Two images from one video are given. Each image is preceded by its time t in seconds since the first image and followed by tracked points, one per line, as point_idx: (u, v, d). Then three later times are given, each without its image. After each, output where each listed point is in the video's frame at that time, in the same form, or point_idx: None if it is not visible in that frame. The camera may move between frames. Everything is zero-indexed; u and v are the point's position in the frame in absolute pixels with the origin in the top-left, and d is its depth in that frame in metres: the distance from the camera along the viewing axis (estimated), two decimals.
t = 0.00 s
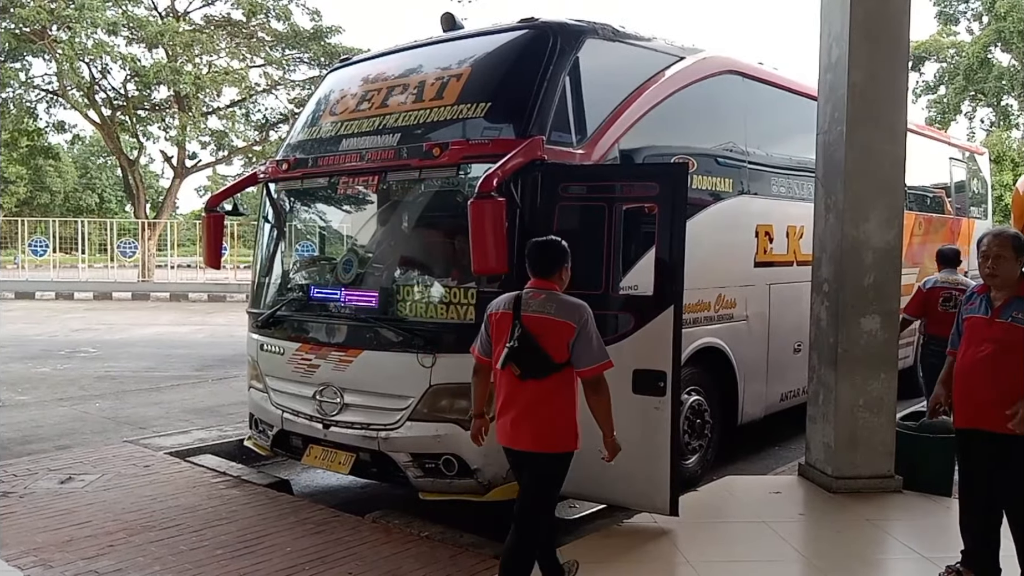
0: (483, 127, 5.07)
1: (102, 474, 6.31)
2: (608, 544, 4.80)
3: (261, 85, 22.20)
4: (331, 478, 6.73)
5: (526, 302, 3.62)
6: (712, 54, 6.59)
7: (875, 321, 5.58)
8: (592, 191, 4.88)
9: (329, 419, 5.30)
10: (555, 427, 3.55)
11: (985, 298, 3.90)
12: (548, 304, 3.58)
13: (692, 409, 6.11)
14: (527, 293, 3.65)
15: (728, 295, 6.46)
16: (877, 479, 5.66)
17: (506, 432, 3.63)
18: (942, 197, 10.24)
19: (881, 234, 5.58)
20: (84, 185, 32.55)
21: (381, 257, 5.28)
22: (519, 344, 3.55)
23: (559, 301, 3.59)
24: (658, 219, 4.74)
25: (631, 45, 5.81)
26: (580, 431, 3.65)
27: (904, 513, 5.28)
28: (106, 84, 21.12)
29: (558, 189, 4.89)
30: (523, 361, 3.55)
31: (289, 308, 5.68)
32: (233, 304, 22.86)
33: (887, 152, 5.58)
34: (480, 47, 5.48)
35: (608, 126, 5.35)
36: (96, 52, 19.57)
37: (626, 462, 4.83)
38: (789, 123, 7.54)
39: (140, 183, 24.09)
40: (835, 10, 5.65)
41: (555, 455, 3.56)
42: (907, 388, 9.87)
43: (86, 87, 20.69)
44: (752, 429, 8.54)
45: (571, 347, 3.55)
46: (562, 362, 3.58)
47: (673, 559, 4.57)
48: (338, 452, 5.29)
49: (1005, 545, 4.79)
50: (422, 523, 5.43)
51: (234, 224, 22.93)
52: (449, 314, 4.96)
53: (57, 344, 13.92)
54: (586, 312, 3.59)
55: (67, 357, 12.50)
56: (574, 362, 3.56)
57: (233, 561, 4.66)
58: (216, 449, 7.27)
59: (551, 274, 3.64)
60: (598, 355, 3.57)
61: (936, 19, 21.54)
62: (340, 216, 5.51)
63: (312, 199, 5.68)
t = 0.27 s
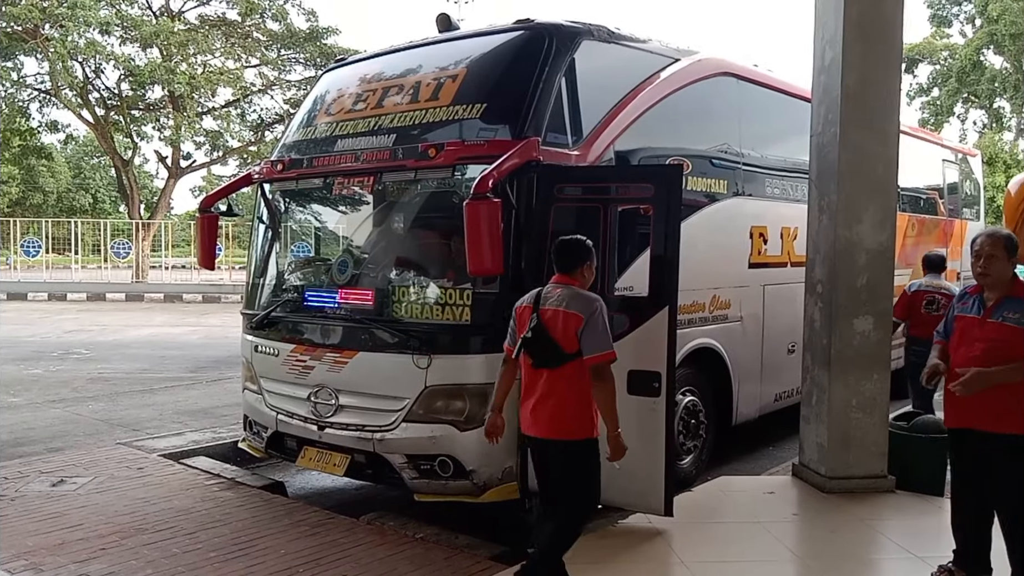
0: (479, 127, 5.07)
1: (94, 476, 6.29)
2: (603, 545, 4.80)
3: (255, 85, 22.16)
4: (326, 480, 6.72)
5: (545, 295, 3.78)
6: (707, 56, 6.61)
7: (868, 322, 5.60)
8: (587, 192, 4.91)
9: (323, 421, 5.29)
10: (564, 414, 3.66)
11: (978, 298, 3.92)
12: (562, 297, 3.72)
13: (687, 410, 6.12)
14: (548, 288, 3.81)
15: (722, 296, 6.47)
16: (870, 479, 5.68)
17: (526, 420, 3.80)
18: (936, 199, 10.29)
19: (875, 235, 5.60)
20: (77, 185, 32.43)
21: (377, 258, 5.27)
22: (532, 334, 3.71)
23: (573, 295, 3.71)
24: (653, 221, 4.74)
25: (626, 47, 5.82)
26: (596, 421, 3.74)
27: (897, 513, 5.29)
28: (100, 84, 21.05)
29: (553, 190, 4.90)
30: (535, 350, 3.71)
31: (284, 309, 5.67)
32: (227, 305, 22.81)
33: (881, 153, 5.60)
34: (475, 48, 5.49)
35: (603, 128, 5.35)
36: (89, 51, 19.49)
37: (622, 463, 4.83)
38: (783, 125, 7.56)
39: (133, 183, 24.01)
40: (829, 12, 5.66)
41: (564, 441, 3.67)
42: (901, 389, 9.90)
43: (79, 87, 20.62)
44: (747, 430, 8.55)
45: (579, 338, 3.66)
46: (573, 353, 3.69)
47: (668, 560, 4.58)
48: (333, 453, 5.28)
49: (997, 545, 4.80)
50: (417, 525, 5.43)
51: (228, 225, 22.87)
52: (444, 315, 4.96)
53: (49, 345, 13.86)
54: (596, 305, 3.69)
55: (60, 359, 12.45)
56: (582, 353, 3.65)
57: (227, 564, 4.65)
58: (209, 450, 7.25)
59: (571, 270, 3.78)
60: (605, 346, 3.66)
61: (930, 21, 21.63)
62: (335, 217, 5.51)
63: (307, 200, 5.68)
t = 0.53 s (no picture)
0: (474, 128, 5.06)
1: (87, 479, 6.26)
2: (598, 546, 4.80)
3: (249, 85, 22.11)
4: (320, 482, 6.70)
5: (572, 297, 3.94)
6: (702, 57, 6.62)
7: (862, 323, 5.61)
8: (582, 193, 4.88)
9: (318, 423, 5.27)
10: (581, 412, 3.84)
11: (970, 299, 3.94)
12: (584, 300, 3.85)
13: (682, 411, 6.13)
14: (577, 290, 3.96)
15: (717, 297, 6.48)
16: (864, 479, 5.69)
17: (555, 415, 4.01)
18: (929, 201, 10.32)
19: (868, 236, 5.61)
20: (70, 186, 32.29)
21: (372, 258, 5.26)
22: (557, 334, 3.90)
23: (595, 298, 3.82)
24: (648, 222, 4.74)
25: (621, 48, 5.82)
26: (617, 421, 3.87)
27: (891, 513, 5.31)
28: (92, 84, 20.96)
29: (548, 192, 4.90)
30: (558, 349, 3.91)
31: (279, 310, 5.65)
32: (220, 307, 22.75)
33: (874, 155, 5.61)
34: (471, 49, 5.48)
35: (598, 129, 5.35)
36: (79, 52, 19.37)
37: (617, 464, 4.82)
38: (778, 126, 7.57)
39: (126, 184, 23.93)
40: (822, 13, 5.67)
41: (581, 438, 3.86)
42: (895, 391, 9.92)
43: (72, 87, 20.54)
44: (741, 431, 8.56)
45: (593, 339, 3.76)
46: (591, 354, 3.82)
47: (663, 561, 4.58)
48: (328, 455, 5.26)
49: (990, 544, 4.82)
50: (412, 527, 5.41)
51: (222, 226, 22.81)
52: (440, 316, 4.96)
53: (41, 347, 13.79)
54: (615, 308, 3.76)
55: (52, 360, 12.39)
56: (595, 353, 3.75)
57: (221, 566, 4.63)
58: (203, 453, 7.22)
59: (600, 274, 3.90)
60: (617, 348, 3.72)
61: (923, 23, 21.71)
62: (331, 218, 5.49)
63: (302, 200, 5.66)
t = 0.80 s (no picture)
0: (469, 130, 5.06)
1: (82, 481, 6.24)
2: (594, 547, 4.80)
3: (245, 86, 22.09)
4: (316, 483, 6.69)
5: (616, 299, 3.98)
6: (696, 59, 6.62)
7: (857, 324, 5.62)
8: (577, 195, 4.89)
9: (313, 424, 5.27)
10: (632, 411, 3.88)
11: (963, 300, 3.94)
12: (627, 301, 3.89)
13: (678, 412, 6.13)
14: (619, 291, 4.00)
15: (712, 299, 6.49)
16: (859, 480, 5.70)
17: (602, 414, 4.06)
18: (924, 202, 10.35)
19: (862, 237, 5.63)
20: (65, 187, 32.22)
21: (367, 260, 5.26)
22: (604, 336, 3.95)
23: (639, 298, 3.85)
24: (643, 224, 4.73)
25: (616, 49, 5.83)
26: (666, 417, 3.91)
27: (886, 513, 5.32)
28: (87, 85, 20.93)
29: (544, 193, 4.90)
30: (604, 350, 3.95)
31: (274, 311, 5.65)
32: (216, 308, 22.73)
33: (868, 157, 5.62)
34: (466, 50, 5.48)
35: (593, 130, 5.36)
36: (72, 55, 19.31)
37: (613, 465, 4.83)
38: (772, 127, 7.58)
39: (122, 185, 23.88)
40: (816, 15, 5.68)
41: (632, 436, 3.89)
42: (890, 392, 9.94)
43: (67, 87, 20.50)
44: (737, 432, 8.58)
45: (642, 339, 3.79)
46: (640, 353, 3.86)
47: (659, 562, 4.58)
48: (323, 457, 5.26)
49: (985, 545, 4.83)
50: (408, 529, 5.41)
51: (218, 227, 22.79)
52: (435, 318, 4.96)
53: (36, 348, 13.76)
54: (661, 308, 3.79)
55: (47, 362, 12.36)
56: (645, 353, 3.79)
57: (216, 568, 4.63)
58: (198, 454, 7.21)
59: (638, 274, 3.94)
60: (666, 348, 3.75)
61: (918, 25, 21.76)
62: (326, 219, 5.49)
63: (297, 202, 5.66)
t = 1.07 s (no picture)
0: (466, 131, 5.06)
1: (78, 482, 6.23)
2: (590, 549, 4.80)
3: (241, 87, 22.07)
4: (312, 485, 6.68)
5: (641, 298, 4.05)
6: (693, 60, 6.63)
7: (853, 325, 5.63)
8: (574, 196, 4.89)
9: (309, 426, 5.26)
10: (664, 408, 3.97)
11: (959, 302, 3.95)
12: (656, 300, 3.96)
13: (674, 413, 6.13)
14: (644, 291, 4.07)
15: (709, 300, 6.49)
16: (856, 482, 5.70)
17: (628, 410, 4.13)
18: (920, 203, 10.37)
19: (858, 239, 5.64)
20: (60, 187, 32.16)
21: (363, 261, 5.26)
22: (631, 334, 4.02)
23: (668, 298, 3.94)
24: (640, 225, 4.73)
25: (613, 51, 5.83)
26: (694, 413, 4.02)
27: (882, 515, 5.32)
28: (83, 86, 20.91)
29: (540, 195, 4.91)
30: (633, 348, 4.02)
31: (270, 313, 5.64)
32: (213, 309, 22.70)
33: (865, 158, 5.63)
34: (462, 51, 5.48)
35: (590, 132, 5.36)
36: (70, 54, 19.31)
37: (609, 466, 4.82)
38: (769, 129, 7.59)
39: (118, 186, 23.85)
40: (812, 17, 5.69)
41: (662, 432, 3.99)
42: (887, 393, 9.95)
43: (63, 88, 20.47)
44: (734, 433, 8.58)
45: (675, 338, 3.89)
46: (671, 351, 3.95)
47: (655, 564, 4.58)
48: (319, 458, 5.25)
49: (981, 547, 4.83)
50: (404, 530, 5.40)
51: (214, 228, 22.75)
52: (431, 319, 4.95)
53: (32, 350, 13.73)
54: (690, 308, 3.91)
55: (43, 363, 12.34)
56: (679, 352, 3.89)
57: (212, 570, 4.62)
58: (194, 456, 7.20)
59: (663, 274, 4.02)
60: (702, 346, 3.86)
61: (914, 27, 21.80)
62: (322, 221, 5.48)
63: (293, 203, 5.65)
